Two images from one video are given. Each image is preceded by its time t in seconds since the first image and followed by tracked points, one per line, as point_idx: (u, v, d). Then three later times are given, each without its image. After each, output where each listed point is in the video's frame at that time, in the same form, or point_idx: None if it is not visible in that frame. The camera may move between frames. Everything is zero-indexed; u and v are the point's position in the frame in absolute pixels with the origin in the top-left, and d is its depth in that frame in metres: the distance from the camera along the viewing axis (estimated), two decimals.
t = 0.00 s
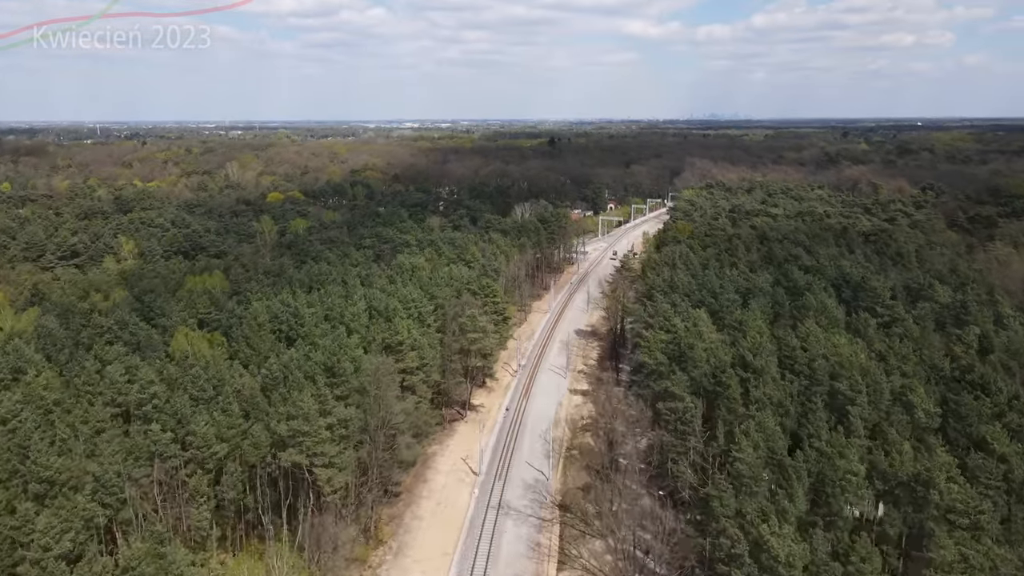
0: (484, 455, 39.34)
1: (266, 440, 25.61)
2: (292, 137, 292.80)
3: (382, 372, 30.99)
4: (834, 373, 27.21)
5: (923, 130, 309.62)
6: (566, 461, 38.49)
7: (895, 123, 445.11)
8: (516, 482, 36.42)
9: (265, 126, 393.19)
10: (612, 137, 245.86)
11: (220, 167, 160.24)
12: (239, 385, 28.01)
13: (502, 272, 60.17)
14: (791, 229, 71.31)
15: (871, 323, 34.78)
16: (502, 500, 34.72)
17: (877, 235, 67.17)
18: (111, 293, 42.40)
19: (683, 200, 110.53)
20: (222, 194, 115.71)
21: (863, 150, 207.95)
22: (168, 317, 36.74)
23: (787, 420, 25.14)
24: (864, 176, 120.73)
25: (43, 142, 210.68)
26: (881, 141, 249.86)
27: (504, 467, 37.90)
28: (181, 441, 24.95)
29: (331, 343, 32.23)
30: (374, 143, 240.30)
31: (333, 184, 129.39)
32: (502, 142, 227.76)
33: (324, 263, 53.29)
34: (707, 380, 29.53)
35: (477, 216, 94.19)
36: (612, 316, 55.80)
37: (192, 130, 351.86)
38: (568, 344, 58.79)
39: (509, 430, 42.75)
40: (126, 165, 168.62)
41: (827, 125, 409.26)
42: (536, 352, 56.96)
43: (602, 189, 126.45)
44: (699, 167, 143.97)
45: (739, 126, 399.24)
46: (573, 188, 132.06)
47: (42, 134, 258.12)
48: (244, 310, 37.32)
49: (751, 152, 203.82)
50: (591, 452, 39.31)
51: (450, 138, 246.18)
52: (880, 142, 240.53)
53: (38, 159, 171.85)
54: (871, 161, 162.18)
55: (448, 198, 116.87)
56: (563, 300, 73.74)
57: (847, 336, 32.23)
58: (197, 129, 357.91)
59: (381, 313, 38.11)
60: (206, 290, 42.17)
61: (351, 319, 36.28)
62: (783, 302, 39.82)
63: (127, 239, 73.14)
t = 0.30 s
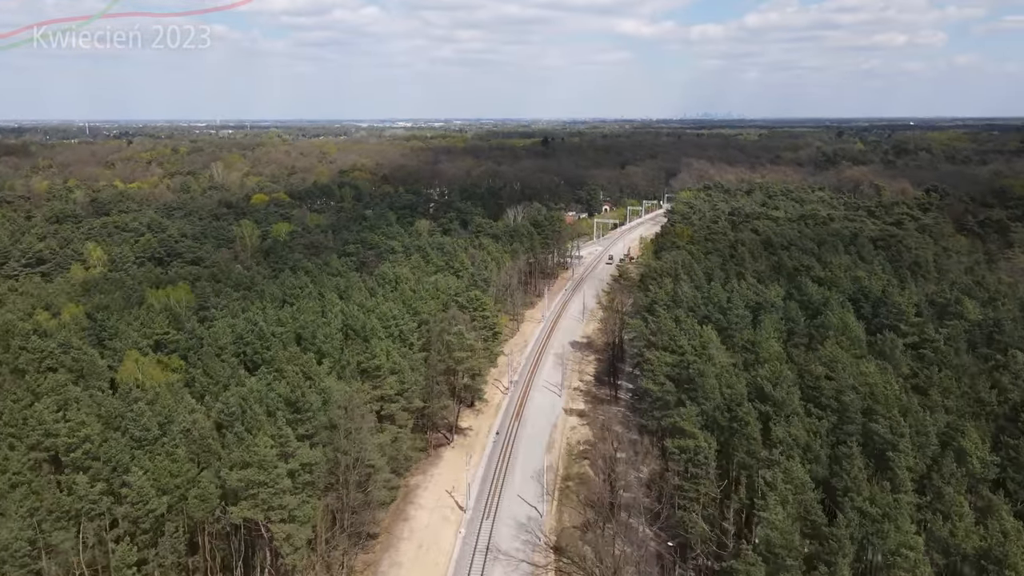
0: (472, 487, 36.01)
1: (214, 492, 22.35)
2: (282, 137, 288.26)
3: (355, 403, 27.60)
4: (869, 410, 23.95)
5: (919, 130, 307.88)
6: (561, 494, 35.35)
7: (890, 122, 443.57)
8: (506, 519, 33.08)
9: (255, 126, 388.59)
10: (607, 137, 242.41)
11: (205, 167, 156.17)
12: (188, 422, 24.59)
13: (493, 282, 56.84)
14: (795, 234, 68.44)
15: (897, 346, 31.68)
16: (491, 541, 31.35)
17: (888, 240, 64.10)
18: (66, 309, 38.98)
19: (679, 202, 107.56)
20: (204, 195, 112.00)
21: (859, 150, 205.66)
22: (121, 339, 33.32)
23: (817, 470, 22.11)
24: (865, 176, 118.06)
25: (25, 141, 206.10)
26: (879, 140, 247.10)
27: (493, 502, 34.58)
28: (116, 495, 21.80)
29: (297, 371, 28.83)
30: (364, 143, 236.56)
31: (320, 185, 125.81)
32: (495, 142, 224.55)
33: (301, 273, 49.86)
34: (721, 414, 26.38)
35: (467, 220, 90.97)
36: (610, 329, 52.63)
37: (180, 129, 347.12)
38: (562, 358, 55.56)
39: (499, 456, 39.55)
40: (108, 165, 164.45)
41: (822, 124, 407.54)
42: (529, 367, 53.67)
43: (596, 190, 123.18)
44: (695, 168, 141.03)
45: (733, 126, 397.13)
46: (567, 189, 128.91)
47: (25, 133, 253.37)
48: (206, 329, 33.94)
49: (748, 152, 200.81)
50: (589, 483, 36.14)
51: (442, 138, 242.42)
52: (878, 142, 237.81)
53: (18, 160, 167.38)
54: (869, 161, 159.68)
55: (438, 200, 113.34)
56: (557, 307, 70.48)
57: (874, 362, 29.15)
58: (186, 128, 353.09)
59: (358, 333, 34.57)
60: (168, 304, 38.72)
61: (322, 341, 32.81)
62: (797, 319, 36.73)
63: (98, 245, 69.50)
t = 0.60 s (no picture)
0: (457, 528, 32.49)
1: (149, 564, 19.13)
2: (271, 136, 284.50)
3: (321, 443, 24.18)
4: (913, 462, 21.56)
5: (914, 130, 306.08)
6: (558, 534, 32.01)
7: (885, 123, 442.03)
8: (495, 565, 29.65)
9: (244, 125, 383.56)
10: (600, 138, 239.29)
11: (189, 168, 152.03)
12: (121, 474, 21.01)
13: (482, 293, 53.44)
14: (799, 240, 65.42)
15: (932, 375, 28.51)
16: None
17: (899, 248, 61.08)
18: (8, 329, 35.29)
19: (676, 205, 104.41)
20: (184, 198, 107.99)
21: (856, 150, 203.20)
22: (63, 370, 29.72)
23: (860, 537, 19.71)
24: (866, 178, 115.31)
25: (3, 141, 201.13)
26: (875, 141, 244.64)
27: (480, 544, 31.13)
28: (25, 570, 18.63)
29: (255, 408, 25.35)
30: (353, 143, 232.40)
31: (305, 187, 121.98)
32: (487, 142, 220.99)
33: (276, 285, 46.32)
34: (740, 460, 23.07)
35: (457, 225, 87.50)
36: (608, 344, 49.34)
37: (168, 129, 342.14)
38: (557, 374, 52.20)
39: (489, 489, 36.13)
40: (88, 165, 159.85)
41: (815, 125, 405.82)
42: (521, 384, 50.13)
43: (590, 192, 119.92)
44: (691, 169, 137.89)
45: (727, 126, 394.93)
46: (560, 191, 125.55)
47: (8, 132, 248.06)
48: (158, 355, 30.35)
49: (743, 152, 198.08)
50: (589, 523, 32.79)
51: (433, 138, 238.65)
52: (874, 142, 235.44)
53: None
54: (867, 162, 157.12)
55: (428, 202, 109.86)
56: (551, 317, 67.11)
57: (911, 396, 25.95)
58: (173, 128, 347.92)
59: (329, 357, 31.04)
60: (122, 325, 35.11)
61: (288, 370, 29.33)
62: (816, 342, 33.53)
63: (63, 253, 65.58)
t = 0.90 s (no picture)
0: None
1: None
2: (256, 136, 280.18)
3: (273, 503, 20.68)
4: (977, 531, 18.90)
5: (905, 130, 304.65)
6: None
7: (875, 123, 441.55)
8: None
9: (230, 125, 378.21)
10: (591, 138, 236.29)
11: (168, 169, 147.87)
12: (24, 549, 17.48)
13: (468, 306, 50.04)
14: (801, 247, 62.49)
15: (971, 410, 25.39)
16: None
17: (907, 256, 58.11)
18: None
19: (670, 209, 101.29)
20: (160, 201, 104.01)
21: (849, 151, 201.01)
22: None
23: None
24: (864, 180, 112.65)
25: None
26: (867, 141, 242.71)
27: None
28: None
29: (196, 459, 22.00)
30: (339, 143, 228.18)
31: (288, 189, 118.15)
32: (476, 143, 217.47)
33: (243, 300, 42.74)
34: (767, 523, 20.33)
35: (443, 230, 84.12)
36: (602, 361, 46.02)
37: (152, 129, 336.88)
38: (548, 393, 48.84)
39: (473, 529, 32.66)
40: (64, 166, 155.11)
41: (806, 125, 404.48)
42: (510, 404, 46.68)
43: (582, 194, 116.73)
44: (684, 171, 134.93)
45: (718, 126, 392.92)
46: (551, 193, 122.25)
47: None
48: (97, 389, 26.76)
49: (736, 153, 195.38)
50: (585, 573, 29.46)
51: (421, 138, 234.98)
52: (867, 142, 233.49)
53: None
54: (862, 163, 154.65)
55: (414, 205, 106.28)
56: (541, 329, 63.74)
57: (953, 439, 22.82)
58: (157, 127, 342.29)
59: (290, 390, 27.47)
60: (62, 351, 31.45)
61: (239, 406, 25.50)
62: (836, 367, 30.33)
63: (22, 263, 61.72)
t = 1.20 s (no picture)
0: None
1: None
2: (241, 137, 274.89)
3: None
4: None
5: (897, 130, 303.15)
6: None
7: (866, 122, 440.35)
8: None
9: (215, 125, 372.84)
10: (581, 138, 232.82)
11: (147, 170, 143.31)
12: None
13: (453, 321, 46.57)
14: (805, 254, 59.44)
15: None
16: None
17: (918, 263, 55.09)
18: None
19: (664, 212, 98.10)
20: (134, 204, 99.93)
21: (843, 151, 198.57)
22: None
23: None
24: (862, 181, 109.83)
25: None
26: (858, 141, 240.62)
27: None
28: None
29: (116, 532, 18.48)
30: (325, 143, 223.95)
31: (269, 192, 114.25)
32: (464, 143, 213.76)
33: (205, 317, 39.10)
34: None
35: (428, 236, 80.62)
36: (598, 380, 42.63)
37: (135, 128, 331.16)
38: (539, 414, 45.46)
39: None
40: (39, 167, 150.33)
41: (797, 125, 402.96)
42: (498, 428, 43.21)
43: (573, 196, 113.46)
44: (677, 173, 131.88)
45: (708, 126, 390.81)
46: (541, 195, 118.82)
47: None
48: (18, 434, 23.24)
49: (728, 153, 192.68)
50: None
51: (408, 138, 230.93)
52: (860, 142, 231.12)
53: None
54: (857, 163, 151.98)
55: (400, 208, 102.56)
56: (532, 341, 60.30)
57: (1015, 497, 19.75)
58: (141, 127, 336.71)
59: (242, 433, 23.90)
60: None
61: (175, 454, 21.70)
62: (862, 399, 27.07)
63: None
